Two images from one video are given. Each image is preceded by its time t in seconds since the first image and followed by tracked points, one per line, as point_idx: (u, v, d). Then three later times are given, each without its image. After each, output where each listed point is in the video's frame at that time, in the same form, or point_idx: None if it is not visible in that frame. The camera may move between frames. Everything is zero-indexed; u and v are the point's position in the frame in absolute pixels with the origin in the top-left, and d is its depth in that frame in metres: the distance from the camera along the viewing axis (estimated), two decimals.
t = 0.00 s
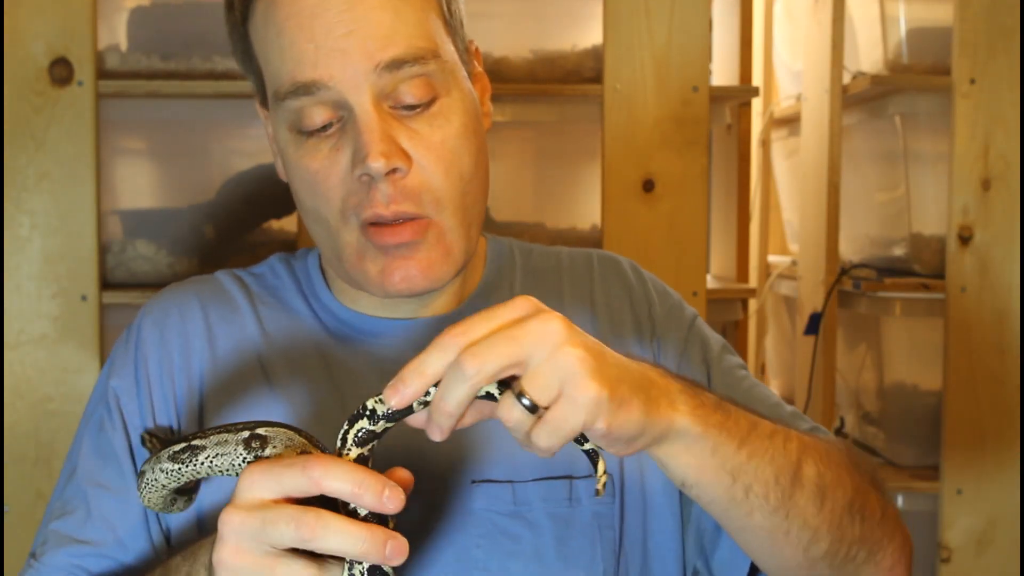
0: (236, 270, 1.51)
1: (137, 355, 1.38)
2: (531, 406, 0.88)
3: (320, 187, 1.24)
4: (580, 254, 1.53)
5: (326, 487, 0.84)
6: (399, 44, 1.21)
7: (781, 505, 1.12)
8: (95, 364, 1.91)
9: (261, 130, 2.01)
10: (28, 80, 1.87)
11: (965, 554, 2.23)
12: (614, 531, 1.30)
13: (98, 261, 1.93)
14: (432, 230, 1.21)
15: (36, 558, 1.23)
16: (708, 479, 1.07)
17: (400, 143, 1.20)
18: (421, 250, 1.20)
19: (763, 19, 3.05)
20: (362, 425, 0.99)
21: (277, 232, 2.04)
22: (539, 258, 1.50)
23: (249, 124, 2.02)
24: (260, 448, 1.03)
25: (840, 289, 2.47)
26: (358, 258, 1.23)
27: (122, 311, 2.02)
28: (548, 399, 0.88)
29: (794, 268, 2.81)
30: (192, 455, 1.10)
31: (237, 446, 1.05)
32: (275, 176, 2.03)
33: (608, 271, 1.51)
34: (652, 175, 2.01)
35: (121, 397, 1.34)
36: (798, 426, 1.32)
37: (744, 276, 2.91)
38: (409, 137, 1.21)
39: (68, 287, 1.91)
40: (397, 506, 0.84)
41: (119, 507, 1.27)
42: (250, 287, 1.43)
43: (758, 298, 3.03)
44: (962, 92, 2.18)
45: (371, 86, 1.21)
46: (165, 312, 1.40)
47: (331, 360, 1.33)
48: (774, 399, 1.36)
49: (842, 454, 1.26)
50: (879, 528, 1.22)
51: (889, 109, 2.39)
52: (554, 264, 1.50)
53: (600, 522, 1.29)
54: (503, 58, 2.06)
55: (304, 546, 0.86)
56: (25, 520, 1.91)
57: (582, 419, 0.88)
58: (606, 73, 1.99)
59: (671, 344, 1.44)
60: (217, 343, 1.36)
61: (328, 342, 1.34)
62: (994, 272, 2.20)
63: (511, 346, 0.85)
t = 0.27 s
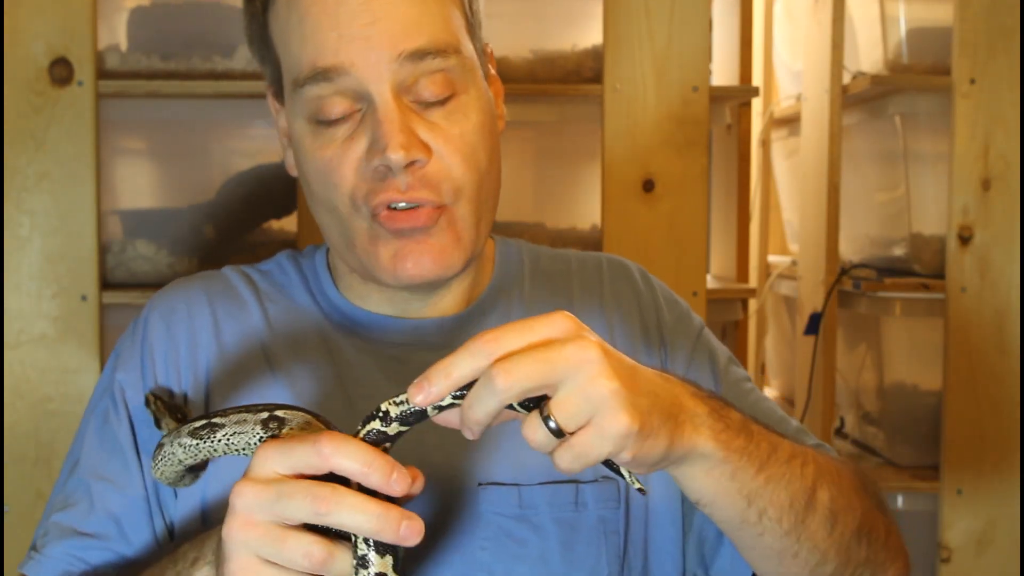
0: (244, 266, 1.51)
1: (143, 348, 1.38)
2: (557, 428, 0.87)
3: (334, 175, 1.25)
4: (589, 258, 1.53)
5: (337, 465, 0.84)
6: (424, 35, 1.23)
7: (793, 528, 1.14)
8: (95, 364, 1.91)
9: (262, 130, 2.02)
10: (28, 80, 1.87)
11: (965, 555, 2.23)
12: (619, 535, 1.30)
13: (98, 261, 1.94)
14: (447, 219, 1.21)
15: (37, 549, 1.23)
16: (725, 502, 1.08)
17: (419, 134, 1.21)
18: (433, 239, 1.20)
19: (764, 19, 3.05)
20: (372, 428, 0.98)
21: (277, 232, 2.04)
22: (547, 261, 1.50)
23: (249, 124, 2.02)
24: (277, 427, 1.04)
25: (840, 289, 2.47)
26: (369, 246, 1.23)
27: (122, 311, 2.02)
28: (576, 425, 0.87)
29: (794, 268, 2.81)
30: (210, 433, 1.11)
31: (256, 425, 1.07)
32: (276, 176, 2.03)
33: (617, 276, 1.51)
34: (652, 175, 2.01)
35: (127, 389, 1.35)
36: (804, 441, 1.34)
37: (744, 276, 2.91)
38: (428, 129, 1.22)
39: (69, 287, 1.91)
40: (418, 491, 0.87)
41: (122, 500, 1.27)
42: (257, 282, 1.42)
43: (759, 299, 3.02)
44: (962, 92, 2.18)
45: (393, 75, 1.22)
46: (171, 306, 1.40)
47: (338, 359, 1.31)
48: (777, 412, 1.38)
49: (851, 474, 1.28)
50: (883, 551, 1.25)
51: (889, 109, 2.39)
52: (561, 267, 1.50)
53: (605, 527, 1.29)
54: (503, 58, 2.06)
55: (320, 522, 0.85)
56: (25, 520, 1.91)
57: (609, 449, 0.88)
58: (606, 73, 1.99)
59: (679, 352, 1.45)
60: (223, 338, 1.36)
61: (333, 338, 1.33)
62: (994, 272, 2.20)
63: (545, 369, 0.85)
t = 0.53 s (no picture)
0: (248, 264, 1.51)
1: (147, 344, 1.38)
2: (567, 416, 0.87)
3: (345, 151, 1.24)
4: (595, 258, 1.54)
5: (329, 444, 0.83)
6: (444, 15, 1.26)
7: (799, 528, 1.14)
8: (95, 364, 1.91)
9: (262, 130, 2.02)
10: (28, 79, 1.87)
11: (965, 554, 2.23)
12: (622, 537, 1.30)
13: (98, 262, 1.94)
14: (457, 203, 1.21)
15: (37, 545, 1.22)
16: (731, 500, 1.08)
17: (433, 114, 1.22)
18: (443, 222, 1.19)
19: (764, 19, 3.05)
20: (376, 414, 0.95)
21: (277, 231, 2.04)
22: (552, 260, 1.50)
23: (249, 124, 2.02)
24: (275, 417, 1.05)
25: (840, 289, 2.47)
26: (375, 227, 1.22)
27: (122, 311, 2.02)
28: (587, 415, 0.87)
29: (794, 268, 2.81)
30: (210, 422, 1.11)
31: (253, 415, 1.08)
32: (276, 176, 2.03)
33: (622, 277, 1.52)
34: (652, 175, 2.01)
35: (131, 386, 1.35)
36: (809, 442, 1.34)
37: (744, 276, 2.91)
38: (442, 111, 1.23)
39: (69, 287, 1.91)
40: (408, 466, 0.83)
41: (125, 497, 1.26)
42: (261, 280, 1.43)
43: (758, 298, 3.02)
44: (962, 92, 2.18)
45: (411, 53, 1.24)
46: (175, 303, 1.40)
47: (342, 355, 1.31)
48: (782, 414, 1.38)
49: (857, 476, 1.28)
50: (888, 554, 1.25)
51: (889, 109, 2.38)
52: (567, 266, 1.50)
53: (609, 528, 1.29)
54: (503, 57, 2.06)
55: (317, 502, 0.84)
56: (25, 520, 1.91)
57: (619, 438, 0.88)
58: (607, 73, 1.99)
59: (684, 354, 1.45)
60: (226, 336, 1.37)
61: (337, 334, 1.33)
62: (994, 271, 2.20)
63: (559, 357, 0.85)
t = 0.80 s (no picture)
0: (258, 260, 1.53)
1: (156, 338, 1.41)
2: (575, 398, 0.87)
3: (349, 139, 1.24)
4: (603, 258, 1.55)
5: (312, 376, 0.86)
6: (449, 3, 1.26)
7: (804, 525, 1.14)
8: (95, 364, 1.91)
9: (262, 130, 2.02)
10: (28, 79, 1.87)
11: (965, 554, 2.23)
12: (626, 538, 1.29)
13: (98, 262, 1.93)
14: (460, 184, 1.20)
15: (41, 533, 1.26)
16: (734, 495, 1.08)
17: (438, 98, 1.22)
18: (445, 203, 1.19)
19: (763, 19, 3.05)
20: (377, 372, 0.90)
21: (277, 231, 2.03)
22: (560, 258, 1.51)
23: (249, 124, 2.02)
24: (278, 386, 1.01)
25: (840, 289, 2.47)
26: (379, 211, 1.22)
27: (122, 311, 2.02)
28: (595, 398, 0.87)
29: (794, 268, 2.81)
30: (212, 396, 1.11)
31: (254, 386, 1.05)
32: (276, 176, 2.03)
33: (629, 277, 1.52)
34: (652, 175, 2.01)
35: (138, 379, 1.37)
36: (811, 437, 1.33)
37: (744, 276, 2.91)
38: (446, 96, 1.23)
39: (69, 287, 1.91)
40: (403, 428, 0.90)
41: (129, 488, 1.30)
42: (268, 276, 1.45)
43: (758, 298, 3.02)
44: (962, 91, 2.18)
45: (414, 40, 1.25)
46: (184, 297, 1.43)
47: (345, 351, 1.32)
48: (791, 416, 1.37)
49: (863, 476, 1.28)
50: (894, 554, 1.24)
51: (889, 109, 2.38)
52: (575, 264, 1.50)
53: (612, 530, 1.29)
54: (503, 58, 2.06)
55: (305, 449, 0.86)
56: (25, 520, 1.90)
57: (625, 424, 0.88)
58: (607, 73, 1.99)
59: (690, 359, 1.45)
60: (234, 331, 1.40)
61: (343, 333, 1.34)
62: (994, 272, 2.20)
63: (570, 337, 0.85)
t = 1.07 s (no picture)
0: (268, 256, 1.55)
1: (163, 326, 1.44)
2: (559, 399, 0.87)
3: (357, 135, 1.24)
4: (607, 260, 1.55)
5: (302, 338, 0.90)
6: (460, 2, 1.26)
7: (787, 543, 1.16)
8: (95, 364, 1.91)
9: (261, 130, 2.02)
10: (28, 79, 1.87)
11: (965, 554, 2.23)
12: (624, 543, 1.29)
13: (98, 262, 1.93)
14: (465, 182, 1.21)
15: (37, 510, 1.29)
16: (716, 509, 1.10)
17: (446, 97, 1.22)
18: (451, 200, 1.20)
19: (763, 19, 3.05)
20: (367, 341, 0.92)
21: (277, 231, 2.03)
22: (564, 259, 1.50)
23: (249, 124, 2.02)
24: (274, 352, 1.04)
25: (839, 289, 2.47)
26: (386, 207, 1.22)
27: (122, 311, 2.02)
28: (579, 403, 0.88)
29: (794, 268, 2.81)
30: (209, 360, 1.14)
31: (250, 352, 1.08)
32: (276, 176, 2.02)
33: (633, 280, 1.52)
34: (652, 176, 2.01)
35: (142, 365, 1.39)
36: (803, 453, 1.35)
37: (744, 276, 2.91)
38: (455, 95, 1.23)
39: (69, 287, 1.91)
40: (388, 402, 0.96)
41: (125, 471, 1.33)
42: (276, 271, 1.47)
43: (758, 298, 3.02)
44: (962, 91, 2.18)
45: (425, 38, 1.24)
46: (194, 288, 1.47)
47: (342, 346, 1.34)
48: (785, 432, 1.38)
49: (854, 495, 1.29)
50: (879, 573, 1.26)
51: (889, 109, 2.38)
52: (579, 265, 1.50)
53: (610, 534, 1.28)
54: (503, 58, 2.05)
55: (285, 405, 0.89)
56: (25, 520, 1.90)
57: (605, 434, 0.88)
58: (607, 73, 1.99)
59: (689, 369, 1.45)
60: (238, 324, 1.42)
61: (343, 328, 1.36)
62: (994, 272, 2.20)
63: (562, 340, 0.85)
